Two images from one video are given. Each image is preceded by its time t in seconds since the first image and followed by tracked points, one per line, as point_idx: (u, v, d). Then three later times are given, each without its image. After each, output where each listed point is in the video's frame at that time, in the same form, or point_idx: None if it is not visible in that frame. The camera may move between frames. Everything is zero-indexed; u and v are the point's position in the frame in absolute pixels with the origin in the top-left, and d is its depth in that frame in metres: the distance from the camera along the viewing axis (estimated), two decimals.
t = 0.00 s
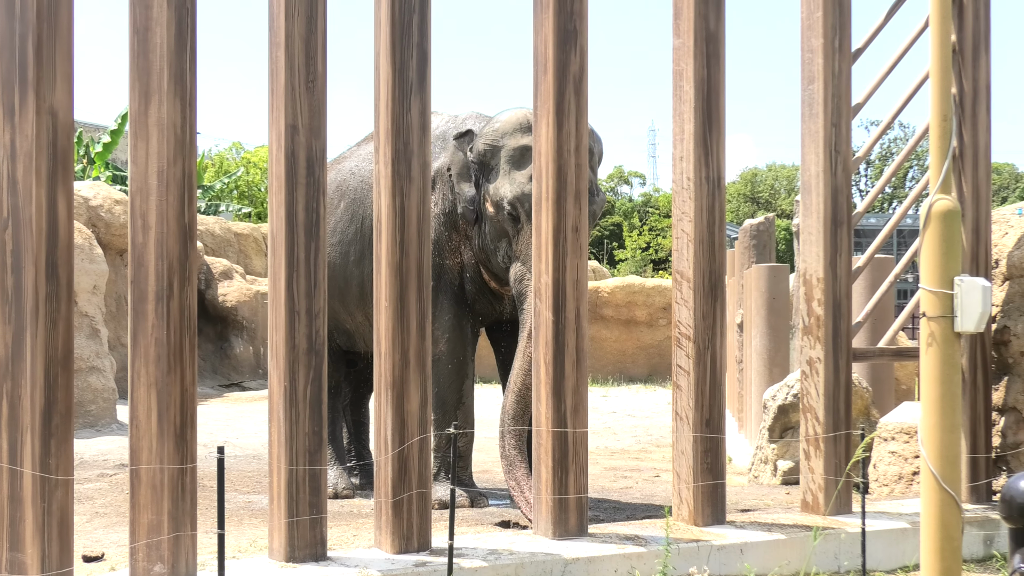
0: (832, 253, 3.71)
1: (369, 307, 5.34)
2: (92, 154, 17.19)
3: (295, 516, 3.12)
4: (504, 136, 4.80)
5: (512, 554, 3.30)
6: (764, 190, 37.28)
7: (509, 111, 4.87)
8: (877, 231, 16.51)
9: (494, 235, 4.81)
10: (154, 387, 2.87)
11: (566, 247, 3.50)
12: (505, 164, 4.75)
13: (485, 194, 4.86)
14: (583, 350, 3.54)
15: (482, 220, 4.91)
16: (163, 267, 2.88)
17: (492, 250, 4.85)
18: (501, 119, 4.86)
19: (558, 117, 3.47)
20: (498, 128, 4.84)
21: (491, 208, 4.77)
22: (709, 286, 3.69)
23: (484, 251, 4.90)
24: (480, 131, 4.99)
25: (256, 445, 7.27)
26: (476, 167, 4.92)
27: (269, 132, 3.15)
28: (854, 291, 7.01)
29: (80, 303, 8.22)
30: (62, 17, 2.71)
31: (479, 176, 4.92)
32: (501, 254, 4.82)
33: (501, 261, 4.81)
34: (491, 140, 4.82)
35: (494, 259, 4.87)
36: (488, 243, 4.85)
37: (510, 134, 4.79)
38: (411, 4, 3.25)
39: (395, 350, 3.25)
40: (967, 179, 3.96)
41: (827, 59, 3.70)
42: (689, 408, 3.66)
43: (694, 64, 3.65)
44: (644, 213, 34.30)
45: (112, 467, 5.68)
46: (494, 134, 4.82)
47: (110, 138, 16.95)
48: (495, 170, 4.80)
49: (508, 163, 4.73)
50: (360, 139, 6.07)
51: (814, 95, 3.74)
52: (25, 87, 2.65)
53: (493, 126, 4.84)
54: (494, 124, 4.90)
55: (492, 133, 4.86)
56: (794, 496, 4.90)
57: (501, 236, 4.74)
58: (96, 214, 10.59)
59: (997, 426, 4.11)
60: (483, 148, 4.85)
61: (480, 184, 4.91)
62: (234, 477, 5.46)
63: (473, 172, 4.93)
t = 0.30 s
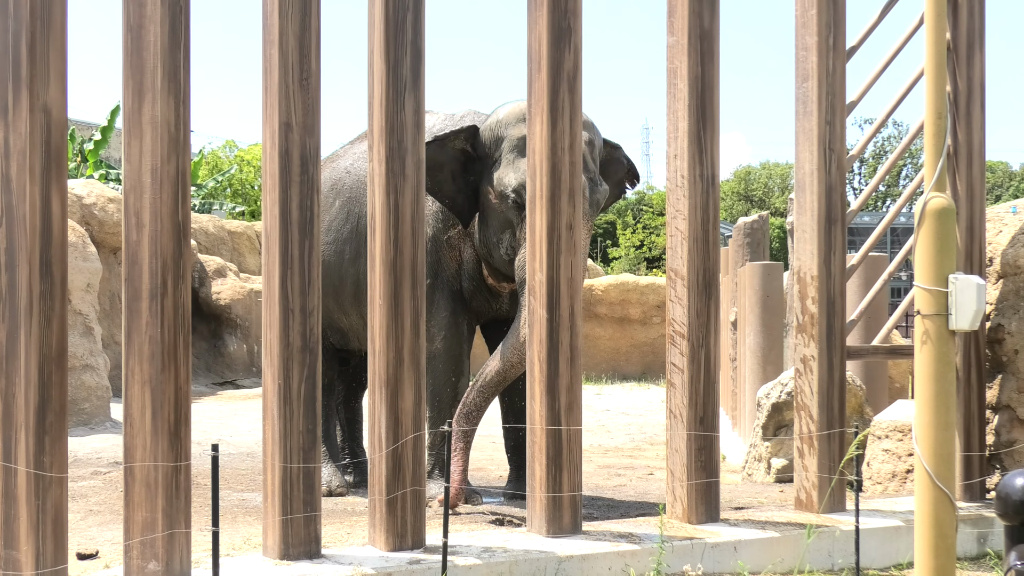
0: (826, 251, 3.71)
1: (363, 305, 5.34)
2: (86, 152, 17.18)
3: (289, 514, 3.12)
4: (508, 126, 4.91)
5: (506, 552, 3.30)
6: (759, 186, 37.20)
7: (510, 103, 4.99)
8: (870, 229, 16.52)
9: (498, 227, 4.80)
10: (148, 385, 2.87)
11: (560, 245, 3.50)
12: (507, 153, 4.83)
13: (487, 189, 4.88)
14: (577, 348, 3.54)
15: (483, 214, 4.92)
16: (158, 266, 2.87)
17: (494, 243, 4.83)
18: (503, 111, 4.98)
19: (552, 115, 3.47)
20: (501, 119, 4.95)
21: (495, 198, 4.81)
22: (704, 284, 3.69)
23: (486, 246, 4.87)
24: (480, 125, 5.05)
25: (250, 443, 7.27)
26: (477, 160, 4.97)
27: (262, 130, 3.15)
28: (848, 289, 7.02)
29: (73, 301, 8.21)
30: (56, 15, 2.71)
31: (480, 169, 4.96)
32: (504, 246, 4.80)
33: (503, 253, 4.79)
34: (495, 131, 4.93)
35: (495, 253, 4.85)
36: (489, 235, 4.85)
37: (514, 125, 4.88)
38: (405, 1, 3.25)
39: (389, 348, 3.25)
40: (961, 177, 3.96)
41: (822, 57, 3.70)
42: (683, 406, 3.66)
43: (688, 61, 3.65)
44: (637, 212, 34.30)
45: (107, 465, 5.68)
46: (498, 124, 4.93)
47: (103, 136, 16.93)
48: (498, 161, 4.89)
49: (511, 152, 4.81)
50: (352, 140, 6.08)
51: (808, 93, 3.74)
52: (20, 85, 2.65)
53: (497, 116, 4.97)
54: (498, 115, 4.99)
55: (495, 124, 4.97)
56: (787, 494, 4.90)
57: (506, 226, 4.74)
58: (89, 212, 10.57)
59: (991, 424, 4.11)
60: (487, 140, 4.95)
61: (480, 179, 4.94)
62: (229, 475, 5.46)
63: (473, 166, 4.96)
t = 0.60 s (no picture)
0: (823, 249, 3.71)
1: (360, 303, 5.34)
2: (82, 149, 17.17)
3: (285, 512, 3.12)
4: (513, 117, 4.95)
5: (502, 549, 3.29)
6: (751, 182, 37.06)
7: (512, 95, 5.00)
8: (867, 227, 16.51)
9: (510, 218, 4.80)
10: (145, 382, 2.87)
11: (556, 242, 3.49)
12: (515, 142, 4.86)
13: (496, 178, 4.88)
14: (574, 346, 3.54)
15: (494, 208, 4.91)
16: (154, 263, 2.88)
17: (505, 236, 4.84)
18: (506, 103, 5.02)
19: (548, 112, 3.47)
20: (505, 110, 4.99)
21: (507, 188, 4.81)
22: (700, 282, 3.68)
23: (496, 239, 4.88)
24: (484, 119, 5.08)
25: (247, 440, 7.28)
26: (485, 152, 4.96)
27: (258, 127, 3.15)
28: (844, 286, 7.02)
29: (70, 299, 8.21)
30: (52, 12, 2.71)
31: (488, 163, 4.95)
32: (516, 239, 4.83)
33: (515, 244, 4.81)
34: (500, 121, 4.95)
35: (506, 245, 4.88)
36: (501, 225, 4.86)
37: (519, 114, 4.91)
38: None
39: (386, 345, 3.25)
40: (958, 174, 3.96)
41: (818, 54, 3.70)
42: (679, 403, 3.66)
43: (684, 59, 3.65)
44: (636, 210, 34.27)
45: (103, 463, 5.69)
46: (502, 115, 4.95)
47: (99, 134, 16.91)
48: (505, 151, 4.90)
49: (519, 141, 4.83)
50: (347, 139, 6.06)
51: (805, 91, 3.73)
52: (16, 82, 2.65)
53: (501, 108, 4.99)
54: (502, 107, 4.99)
55: (499, 116, 4.99)
56: (784, 491, 4.91)
57: (516, 217, 4.70)
58: (86, 210, 10.55)
59: (987, 422, 4.11)
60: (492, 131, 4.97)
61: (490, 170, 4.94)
62: (226, 472, 5.46)
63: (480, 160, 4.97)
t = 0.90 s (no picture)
0: (819, 247, 3.71)
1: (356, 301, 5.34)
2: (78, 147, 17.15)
3: (282, 510, 3.12)
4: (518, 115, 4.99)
5: (499, 548, 3.30)
6: (751, 181, 37.10)
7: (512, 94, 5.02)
8: (863, 225, 16.53)
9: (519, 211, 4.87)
10: (141, 380, 2.86)
11: (553, 240, 3.50)
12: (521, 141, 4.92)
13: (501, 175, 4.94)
14: (571, 344, 3.54)
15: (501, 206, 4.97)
16: (150, 261, 2.87)
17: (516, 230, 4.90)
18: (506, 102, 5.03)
19: (545, 110, 3.47)
20: (506, 109, 5.00)
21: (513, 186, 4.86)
22: (697, 280, 3.69)
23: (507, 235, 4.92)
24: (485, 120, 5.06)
25: (243, 438, 7.27)
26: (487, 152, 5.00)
27: (255, 125, 3.14)
28: (841, 284, 7.02)
29: (66, 296, 8.21)
30: (48, 9, 2.70)
31: (490, 162, 4.99)
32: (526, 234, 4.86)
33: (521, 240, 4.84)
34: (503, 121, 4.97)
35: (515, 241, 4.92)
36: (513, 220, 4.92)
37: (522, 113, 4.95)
38: None
39: (383, 343, 3.25)
40: (954, 172, 3.96)
41: (814, 52, 3.70)
42: (676, 401, 3.66)
43: (681, 57, 3.65)
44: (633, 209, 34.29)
45: (99, 461, 5.68)
46: (504, 115, 4.97)
47: (95, 131, 16.90)
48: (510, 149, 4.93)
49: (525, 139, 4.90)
50: (345, 138, 6.05)
51: (802, 89, 3.74)
52: (12, 80, 2.65)
53: (501, 107, 4.99)
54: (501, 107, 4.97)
55: (500, 115, 4.99)
56: (780, 489, 4.91)
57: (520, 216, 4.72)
58: (82, 208, 10.54)
59: (984, 420, 4.11)
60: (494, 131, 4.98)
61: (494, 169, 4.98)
62: (222, 471, 5.46)
63: (482, 160, 4.99)
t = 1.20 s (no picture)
0: (814, 246, 3.72)
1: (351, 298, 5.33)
2: (73, 145, 17.12)
3: (277, 508, 3.12)
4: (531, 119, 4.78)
5: (495, 546, 3.30)
6: (747, 179, 37.11)
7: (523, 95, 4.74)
8: (858, 223, 16.56)
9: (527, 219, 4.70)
10: (136, 378, 2.86)
11: (549, 239, 3.49)
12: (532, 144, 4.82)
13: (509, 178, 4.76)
14: (566, 342, 3.54)
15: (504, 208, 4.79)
16: (145, 259, 2.87)
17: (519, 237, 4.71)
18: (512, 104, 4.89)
19: (541, 109, 3.47)
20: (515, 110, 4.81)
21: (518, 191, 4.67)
22: (692, 278, 3.69)
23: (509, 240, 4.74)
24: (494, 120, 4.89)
25: (239, 437, 7.26)
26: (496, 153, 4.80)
27: (250, 123, 3.14)
28: (836, 283, 7.02)
29: (62, 295, 8.20)
30: (43, 6, 2.70)
31: (499, 163, 4.81)
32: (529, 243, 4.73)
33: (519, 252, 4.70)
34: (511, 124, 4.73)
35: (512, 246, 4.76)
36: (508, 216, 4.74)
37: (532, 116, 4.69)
38: None
39: (378, 342, 3.25)
40: (949, 171, 3.97)
41: (810, 51, 3.71)
42: (672, 400, 3.66)
43: (677, 55, 3.65)
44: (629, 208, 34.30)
45: (95, 460, 5.67)
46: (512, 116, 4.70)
47: (90, 129, 16.87)
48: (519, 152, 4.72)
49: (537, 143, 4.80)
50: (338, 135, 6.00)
51: (797, 87, 3.74)
52: (7, 78, 2.64)
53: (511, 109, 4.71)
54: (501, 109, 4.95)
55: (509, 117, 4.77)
56: (776, 488, 4.91)
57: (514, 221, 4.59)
58: (78, 206, 10.53)
59: (979, 418, 4.12)
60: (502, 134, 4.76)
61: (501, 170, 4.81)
62: (217, 469, 5.45)
63: (490, 161, 4.82)
